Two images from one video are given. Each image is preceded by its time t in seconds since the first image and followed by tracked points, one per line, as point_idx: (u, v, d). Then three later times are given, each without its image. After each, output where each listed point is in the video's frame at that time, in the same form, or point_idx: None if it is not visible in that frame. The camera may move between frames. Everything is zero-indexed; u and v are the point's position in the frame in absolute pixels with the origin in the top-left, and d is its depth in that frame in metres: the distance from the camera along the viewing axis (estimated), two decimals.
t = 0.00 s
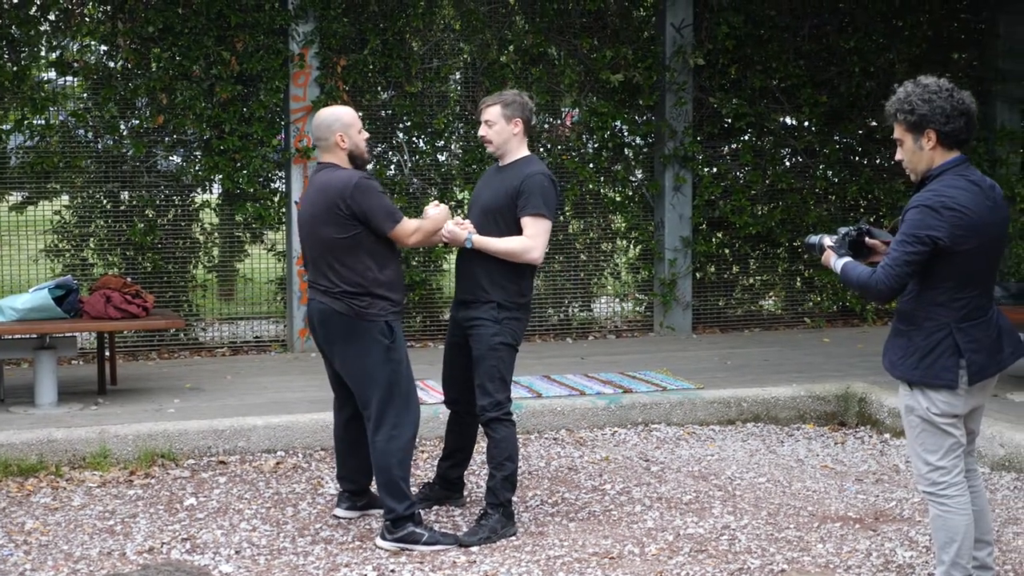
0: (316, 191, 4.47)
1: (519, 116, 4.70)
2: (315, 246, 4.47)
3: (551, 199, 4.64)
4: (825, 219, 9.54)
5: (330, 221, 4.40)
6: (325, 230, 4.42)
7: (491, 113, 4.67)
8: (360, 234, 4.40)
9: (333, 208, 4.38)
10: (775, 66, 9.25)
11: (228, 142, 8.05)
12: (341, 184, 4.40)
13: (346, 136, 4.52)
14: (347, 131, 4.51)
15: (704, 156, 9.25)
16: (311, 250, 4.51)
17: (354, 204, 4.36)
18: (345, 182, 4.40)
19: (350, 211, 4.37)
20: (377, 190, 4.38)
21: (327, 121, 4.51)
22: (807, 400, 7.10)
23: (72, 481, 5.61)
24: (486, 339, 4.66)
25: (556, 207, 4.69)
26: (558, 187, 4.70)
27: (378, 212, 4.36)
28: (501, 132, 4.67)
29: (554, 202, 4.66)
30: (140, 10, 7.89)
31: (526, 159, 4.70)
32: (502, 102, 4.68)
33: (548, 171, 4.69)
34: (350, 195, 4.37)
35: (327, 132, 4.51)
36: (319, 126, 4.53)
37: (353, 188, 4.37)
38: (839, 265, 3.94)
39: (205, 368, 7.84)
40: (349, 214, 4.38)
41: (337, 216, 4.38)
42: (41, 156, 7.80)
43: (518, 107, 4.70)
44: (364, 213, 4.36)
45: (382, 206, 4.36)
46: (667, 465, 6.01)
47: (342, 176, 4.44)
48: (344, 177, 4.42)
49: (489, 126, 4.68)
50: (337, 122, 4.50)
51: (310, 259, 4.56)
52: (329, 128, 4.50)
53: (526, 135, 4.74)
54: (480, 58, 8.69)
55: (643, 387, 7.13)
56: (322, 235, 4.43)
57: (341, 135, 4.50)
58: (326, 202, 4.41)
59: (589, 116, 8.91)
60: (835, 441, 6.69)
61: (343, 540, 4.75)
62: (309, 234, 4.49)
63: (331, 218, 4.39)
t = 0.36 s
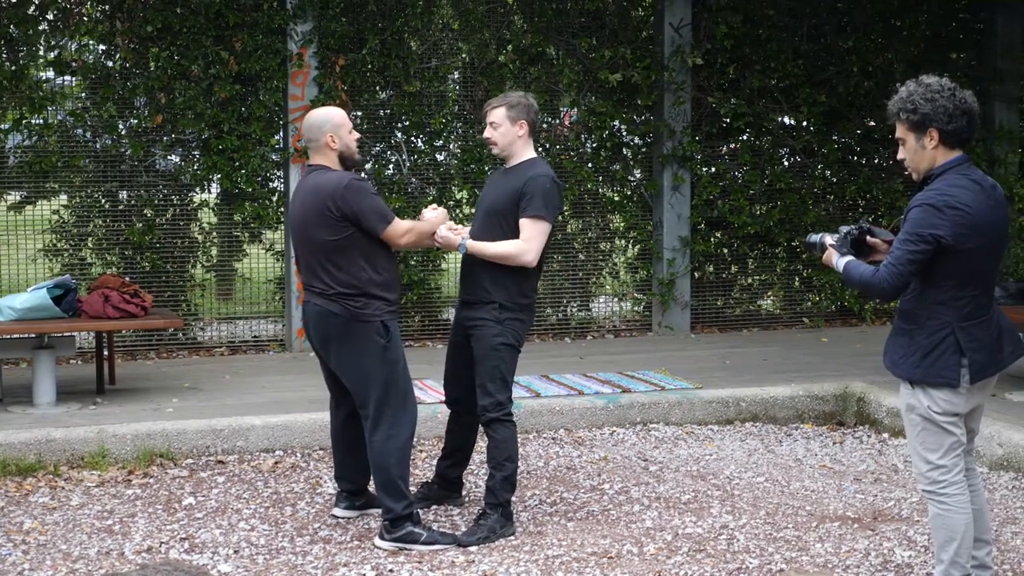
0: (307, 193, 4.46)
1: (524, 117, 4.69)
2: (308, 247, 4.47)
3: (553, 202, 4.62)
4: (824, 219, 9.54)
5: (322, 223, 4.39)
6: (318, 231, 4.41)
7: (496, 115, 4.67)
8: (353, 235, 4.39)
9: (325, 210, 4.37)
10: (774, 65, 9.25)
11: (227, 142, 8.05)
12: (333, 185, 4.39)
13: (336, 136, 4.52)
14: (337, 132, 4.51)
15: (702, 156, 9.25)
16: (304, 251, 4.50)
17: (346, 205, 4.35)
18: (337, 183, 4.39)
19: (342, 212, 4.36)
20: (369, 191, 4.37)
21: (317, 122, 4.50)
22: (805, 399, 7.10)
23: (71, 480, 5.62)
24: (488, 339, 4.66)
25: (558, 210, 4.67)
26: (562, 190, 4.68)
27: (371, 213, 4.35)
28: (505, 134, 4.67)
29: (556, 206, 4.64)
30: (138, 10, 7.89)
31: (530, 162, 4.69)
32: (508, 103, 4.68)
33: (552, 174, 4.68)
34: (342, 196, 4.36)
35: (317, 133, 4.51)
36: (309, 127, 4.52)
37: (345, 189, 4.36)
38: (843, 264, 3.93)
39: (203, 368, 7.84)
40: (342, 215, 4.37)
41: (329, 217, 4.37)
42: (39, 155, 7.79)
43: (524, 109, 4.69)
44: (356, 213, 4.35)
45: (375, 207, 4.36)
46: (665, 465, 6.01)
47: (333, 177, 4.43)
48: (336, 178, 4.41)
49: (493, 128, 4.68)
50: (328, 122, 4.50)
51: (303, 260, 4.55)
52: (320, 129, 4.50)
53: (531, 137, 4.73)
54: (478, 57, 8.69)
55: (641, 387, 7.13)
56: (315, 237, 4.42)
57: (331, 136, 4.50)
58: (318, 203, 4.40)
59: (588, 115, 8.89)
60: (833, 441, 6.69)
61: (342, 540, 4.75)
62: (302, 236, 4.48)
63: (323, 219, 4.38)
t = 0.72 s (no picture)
0: (306, 191, 4.46)
1: (537, 120, 4.70)
2: (304, 246, 4.46)
3: (559, 207, 4.64)
4: (821, 220, 9.55)
5: (320, 221, 4.38)
6: (315, 230, 4.40)
7: (509, 115, 4.68)
8: (349, 234, 4.38)
9: (323, 208, 4.37)
10: (773, 65, 9.25)
11: (225, 142, 8.04)
12: (331, 184, 4.38)
13: (338, 136, 4.51)
14: (340, 132, 4.51)
15: (700, 156, 9.26)
16: (299, 250, 4.49)
17: (343, 204, 4.35)
18: (335, 182, 4.38)
19: (340, 212, 4.35)
20: (369, 190, 4.36)
21: (319, 121, 4.50)
22: (804, 400, 7.10)
23: (69, 480, 5.61)
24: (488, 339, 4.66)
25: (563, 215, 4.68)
26: (567, 195, 4.70)
27: (369, 212, 4.35)
28: (517, 135, 4.67)
29: (562, 210, 4.66)
30: (136, 10, 7.88)
31: (538, 165, 4.70)
32: (521, 104, 4.69)
33: (559, 179, 4.69)
34: (340, 195, 4.35)
35: (319, 132, 4.50)
36: (310, 126, 4.52)
37: (344, 188, 4.36)
38: (846, 263, 3.93)
39: (201, 368, 7.84)
40: (339, 214, 4.36)
41: (326, 215, 4.37)
42: (38, 156, 7.79)
43: (537, 111, 4.71)
44: (354, 213, 4.34)
45: (373, 207, 4.35)
46: (664, 465, 6.01)
47: (333, 175, 4.43)
48: (335, 177, 4.41)
49: (506, 128, 4.69)
50: (330, 122, 4.50)
51: (298, 259, 4.53)
52: (322, 127, 4.50)
53: (541, 140, 4.74)
54: (476, 57, 8.69)
55: (639, 387, 7.14)
56: (311, 235, 4.41)
57: (333, 135, 4.50)
58: (316, 202, 4.39)
59: (586, 115, 8.89)
60: (832, 441, 6.70)
61: (340, 540, 4.75)
62: (298, 234, 4.47)
63: (320, 218, 4.38)
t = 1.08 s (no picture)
0: (297, 195, 4.45)
1: (545, 121, 4.70)
2: (297, 250, 4.46)
3: (564, 209, 4.63)
4: (822, 220, 9.55)
5: (311, 225, 4.38)
6: (307, 234, 4.40)
7: (517, 116, 4.68)
8: (341, 237, 4.38)
9: (314, 212, 4.36)
10: (773, 66, 9.26)
11: (226, 142, 8.05)
12: (320, 189, 4.37)
13: (329, 139, 4.52)
14: (331, 135, 4.51)
15: (701, 157, 9.25)
16: (293, 254, 4.49)
17: (334, 208, 4.34)
18: (325, 186, 4.37)
19: (331, 216, 4.35)
20: (358, 194, 4.36)
21: (312, 124, 4.50)
22: (804, 400, 7.10)
23: (69, 481, 5.61)
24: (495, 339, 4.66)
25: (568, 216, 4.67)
26: (573, 197, 4.68)
27: (360, 216, 4.34)
28: (524, 136, 4.67)
29: (566, 212, 4.65)
30: (137, 11, 7.88)
31: (545, 166, 4.69)
32: (529, 105, 4.68)
33: (566, 180, 4.68)
34: (331, 199, 4.34)
35: (311, 134, 4.50)
36: (302, 129, 4.51)
37: (333, 193, 4.34)
38: (848, 263, 3.92)
39: (200, 369, 7.83)
40: (330, 218, 4.36)
41: (317, 220, 4.36)
42: (39, 156, 7.79)
43: (545, 112, 4.70)
44: (345, 216, 4.34)
45: (363, 210, 4.34)
46: (664, 466, 6.00)
47: (323, 179, 4.42)
48: (325, 181, 4.40)
49: (513, 129, 4.68)
50: (322, 124, 4.49)
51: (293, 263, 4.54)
52: (314, 130, 4.49)
53: (549, 141, 4.73)
54: (477, 58, 8.69)
55: (640, 387, 7.14)
56: (304, 240, 4.42)
57: (324, 139, 4.50)
58: (307, 206, 4.39)
59: (586, 116, 8.90)
60: (833, 441, 6.69)
61: (341, 540, 4.74)
62: (291, 238, 4.48)
63: (311, 222, 4.38)
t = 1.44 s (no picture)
0: (288, 198, 4.44)
1: (560, 124, 4.72)
2: (288, 253, 4.45)
3: (576, 212, 4.65)
4: (824, 220, 9.54)
5: (303, 228, 4.37)
6: (298, 237, 4.39)
7: (533, 118, 4.70)
8: (333, 240, 4.37)
9: (306, 215, 4.35)
10: (776, 65, 9.25)
11: (229, 142, 8.05)
12: (311, 192, 4.36)
13: (325, 142, 4.50)
14: (326, 137, 4.49)
15: (704, 156, 9.25)
16: (284, 257, 4.49)
17: (325, 211, 4.33)
18: (315, 189, 4.36)
19: (322, 218, 4.34)
20: (350, 196, 4.35)
21: (307, 127, 4.48)
22: (807, 400, 7.09)
23: (72, 480, 5.61)
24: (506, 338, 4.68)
25: (581, 219, 4.69)
26: (587, 200, 4.71)
27: (351, 218, 4.33)
28: (540, 137, 4.70)
29: (579, 215, 4.67)
30: (140, 10, 7.88)
31: (560, 168, 4.72)
32: (545, 107, 4.71)
33: (581, 183, 4.70)
34: (322, 202, 4.33)
35: (306, 137, 4.49)
36: (297, 132, 4.50)
37: (324, 195, 4.33)
38: (856, 263, 3.91)
39: (202, 368, 7.83)
40: (322, 221, 4.35)
41: (308, 222, 4.36)
42: (42, 155, 7.80)
43: (561, 115, 4.73)
44: (336, 219, 4.33)
45: (355, 212, 4.34)
46: (667, 466, 6.00)
47: (315, 181, 4.41)
48: (315, 184, 4.39)
49: (529, 131, 4.71)
50: (317, 127, 4.48)
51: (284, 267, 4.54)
52: (309, 133, 4.48)
53: (564, 144, 4.76)
54: (480, 57, 8.69)
55: (642, 387, 7.14)
56: (295, 243, 4.41)
57: (319, 142, 4.49)
58: (298, 209, 4.38)
59: (589, 115, 8.90)
60: (835, 441, 6.69)
61: (343, 540, 4.75)
62: (282, 242, 4.47)
63: (302, 225, 4.37)
